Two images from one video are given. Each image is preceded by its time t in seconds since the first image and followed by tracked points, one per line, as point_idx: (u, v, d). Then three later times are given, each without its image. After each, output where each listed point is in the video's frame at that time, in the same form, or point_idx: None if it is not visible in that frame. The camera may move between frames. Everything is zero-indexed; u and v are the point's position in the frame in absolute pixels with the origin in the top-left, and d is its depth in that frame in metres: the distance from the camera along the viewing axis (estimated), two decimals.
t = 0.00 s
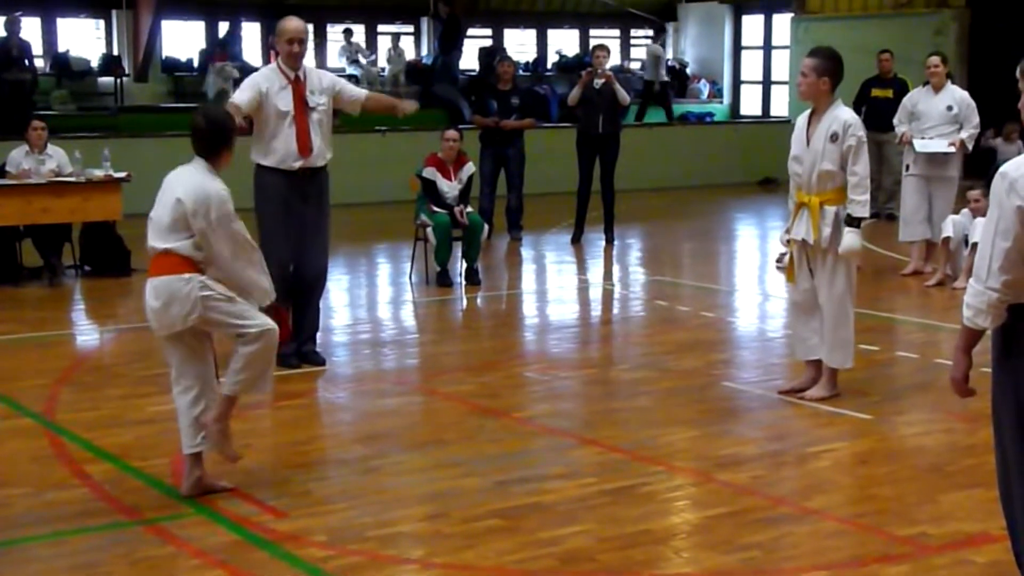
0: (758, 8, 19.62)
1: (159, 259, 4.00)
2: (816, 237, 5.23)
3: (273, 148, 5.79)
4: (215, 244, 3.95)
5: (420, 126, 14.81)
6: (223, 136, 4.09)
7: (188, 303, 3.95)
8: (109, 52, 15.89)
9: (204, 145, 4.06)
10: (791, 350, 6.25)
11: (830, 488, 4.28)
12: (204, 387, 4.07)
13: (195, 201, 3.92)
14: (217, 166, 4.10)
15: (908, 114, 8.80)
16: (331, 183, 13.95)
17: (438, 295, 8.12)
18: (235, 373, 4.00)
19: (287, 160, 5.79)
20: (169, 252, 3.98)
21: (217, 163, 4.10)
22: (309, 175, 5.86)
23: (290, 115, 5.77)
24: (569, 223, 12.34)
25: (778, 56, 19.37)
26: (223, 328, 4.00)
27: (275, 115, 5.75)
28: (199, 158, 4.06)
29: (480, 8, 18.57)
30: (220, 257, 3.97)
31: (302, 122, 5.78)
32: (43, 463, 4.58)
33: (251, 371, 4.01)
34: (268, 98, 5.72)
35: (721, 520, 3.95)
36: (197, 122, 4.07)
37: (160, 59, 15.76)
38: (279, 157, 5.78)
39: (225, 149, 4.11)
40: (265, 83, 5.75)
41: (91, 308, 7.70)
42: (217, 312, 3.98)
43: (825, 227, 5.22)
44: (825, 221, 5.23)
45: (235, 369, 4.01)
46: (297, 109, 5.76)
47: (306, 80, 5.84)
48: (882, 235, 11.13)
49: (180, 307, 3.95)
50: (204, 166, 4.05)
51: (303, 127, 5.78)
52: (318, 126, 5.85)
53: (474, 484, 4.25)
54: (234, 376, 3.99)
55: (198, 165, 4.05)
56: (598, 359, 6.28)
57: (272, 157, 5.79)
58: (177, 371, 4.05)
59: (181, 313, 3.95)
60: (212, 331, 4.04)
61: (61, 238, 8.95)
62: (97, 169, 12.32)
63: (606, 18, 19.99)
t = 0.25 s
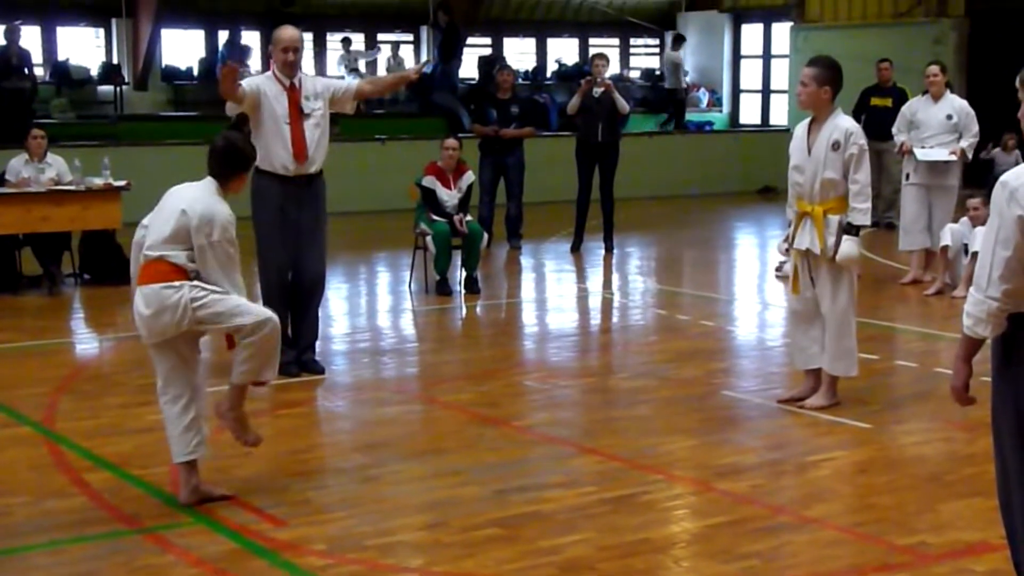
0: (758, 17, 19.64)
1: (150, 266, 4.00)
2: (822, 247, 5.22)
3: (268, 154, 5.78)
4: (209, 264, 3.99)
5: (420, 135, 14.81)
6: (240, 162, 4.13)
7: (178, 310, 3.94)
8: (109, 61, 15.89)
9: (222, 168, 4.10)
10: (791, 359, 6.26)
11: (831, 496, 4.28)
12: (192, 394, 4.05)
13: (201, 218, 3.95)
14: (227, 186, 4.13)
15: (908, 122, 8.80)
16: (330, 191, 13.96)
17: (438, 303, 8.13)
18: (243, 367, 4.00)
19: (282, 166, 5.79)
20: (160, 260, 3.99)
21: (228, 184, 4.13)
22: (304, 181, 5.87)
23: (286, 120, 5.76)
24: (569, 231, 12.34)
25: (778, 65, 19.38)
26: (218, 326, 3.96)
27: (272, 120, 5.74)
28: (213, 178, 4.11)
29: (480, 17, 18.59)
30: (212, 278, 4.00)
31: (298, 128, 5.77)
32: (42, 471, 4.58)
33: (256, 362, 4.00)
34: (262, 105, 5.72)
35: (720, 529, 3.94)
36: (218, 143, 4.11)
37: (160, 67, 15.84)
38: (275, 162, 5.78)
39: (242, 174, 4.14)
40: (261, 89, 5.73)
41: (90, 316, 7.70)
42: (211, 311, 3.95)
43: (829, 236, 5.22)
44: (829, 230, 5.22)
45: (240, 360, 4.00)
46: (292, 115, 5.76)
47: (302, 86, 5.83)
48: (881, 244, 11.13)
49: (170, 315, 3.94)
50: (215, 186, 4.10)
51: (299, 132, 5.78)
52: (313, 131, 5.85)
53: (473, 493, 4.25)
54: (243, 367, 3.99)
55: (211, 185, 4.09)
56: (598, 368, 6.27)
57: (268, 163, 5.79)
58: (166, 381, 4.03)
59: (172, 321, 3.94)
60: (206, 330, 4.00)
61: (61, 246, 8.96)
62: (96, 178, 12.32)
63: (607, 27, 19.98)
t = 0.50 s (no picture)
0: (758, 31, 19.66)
1: (158, 277, 3.99)
2: (822, 259, 5.23)
3: (266, 174, 5.80)
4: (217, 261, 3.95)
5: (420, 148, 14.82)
6: (225, 158, 4.10)
7: (188, 324, 3.96)
8: (109, 74, 15.90)
9: (205, 167, 4.08)
10: (790, 373, 6.26)
11: (830, 510, 4.28)
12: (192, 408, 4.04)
13: (201, 216, 3.94)
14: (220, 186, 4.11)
15: (907, 137, 8.80)
16: (330, 205, 13.97)
17: (438, 317, 8.13)
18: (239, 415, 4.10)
19: (280, 187, 5.80)
20: (169, 271, 3.98)
21: (220, 183, 4.10)
22: (302, 200, 5.88)
23: (282, 142, 5.76)
24: (569, 245, 12.34)
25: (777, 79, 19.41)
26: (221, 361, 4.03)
27: (268, 141, 5.74)
28: (201, 178, 4.09)
29: (480, 31, 18.60)
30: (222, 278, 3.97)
31: (294, 149, 5.78)
32: (42, 485, 4.58)
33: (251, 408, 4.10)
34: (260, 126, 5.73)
35: (720, 543, 3.94)
36: (198, 143, 4.09)
37: (161, 81, 15.91)
38: (271, 182, 5.79)
39: (229, 167, 4.11)
40: (256, 109, 5.74)
41: (90, 329, 7.70)
42: (218, 343, 4.01)
43: (829, 249, 5.23)
44: (829, 243, 5.23)
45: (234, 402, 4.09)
46: (289, 136, 5.76)
47: (300, 105, 5.83)
48: (881, 258, 11.14)
49: (180, 328, 3.95)
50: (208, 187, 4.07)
51: (296, 153, 5.78)
52: (311, 152, 5.85)
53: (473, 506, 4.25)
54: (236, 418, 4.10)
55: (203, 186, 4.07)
56: (597, 382, 6.27)
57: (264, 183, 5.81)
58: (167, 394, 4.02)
59: (180, 335, 3.95)
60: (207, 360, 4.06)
61: (61, 259, 8.96)
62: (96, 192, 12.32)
63: (607, 41, 20.00)
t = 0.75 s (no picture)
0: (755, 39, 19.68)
1: (164, 286, 3.99)
2: (818, 265, 5.23)
3: (265, 190, 5.78)
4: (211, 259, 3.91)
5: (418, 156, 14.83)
6: (214, 157, 4.10)
7: (190, 334, 3.96)
8: (107, 83, 15.90)
9: (195, 169, 4.08)
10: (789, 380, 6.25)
11: (829, 518, 4.28)
12: (199, 415, 4.05)
13: (196, 217, 3.93)
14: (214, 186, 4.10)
15: (904, 143, 8.81)
16: (328, 213, 13.98)
17: (436, 325, 8.13)
18: (229, 443, 4.03)
19: (278, 203, 5.79)
20: (173, 280, 3.98)
21: (213, 183, 4.10)
22: (301, 214, 5.88)
23: (281, 157, 5.77)
24: (567, 252, 12.35)
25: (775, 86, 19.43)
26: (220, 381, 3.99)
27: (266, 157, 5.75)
28: (195, 182, 4.09)
29: (477, 39, 18.62)
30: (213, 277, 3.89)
31: (294, 165, 5.79)
32: (41, 494, 4.57)
33: (244, 434, 4.03)
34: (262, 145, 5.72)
35: (719, 550, 3.94)
36: (185, 147, 4.10)
37: (159, 89, 15.97)
38: (269, 197, 5.78)
39: (218, 165, 4.11)
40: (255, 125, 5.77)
41: (88, 338, 7.71)
42: (217, 361, 3.98)
43: (826, 256, 5.22)
44: (826, 250, 5.23)
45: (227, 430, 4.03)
46: (289, 152, 5.78)
47: (299, 122, 5.87)
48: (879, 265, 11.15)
49: (182, 337, 3.95)
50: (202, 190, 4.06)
51: (295, 169, 5.79)
52: (309, 168, 5.87)
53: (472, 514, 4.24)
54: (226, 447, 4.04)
55: (197, 189, 4.06)
56: (595, 389, 6.27)
57: (264, 198, 5.78)
58: (174, 403, 4.04)
59: (182, 345, 3.95)
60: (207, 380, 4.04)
61: (59, 268, 8.96)
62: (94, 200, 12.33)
63: (604, 48, 20.01)
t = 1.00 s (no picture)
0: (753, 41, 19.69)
1: (174, 287, 4.00)
2: (816, 270, 5.23)
3: (266, 191, 5.77)
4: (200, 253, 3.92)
5: (415, 159, 14.83)
6: (208, 155, 4.09)
7: (203, 337, 3.97)
8: (104, 85, 15.89)
9: (191, 167, 4.09)
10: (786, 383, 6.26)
11: (827, 520, 4.28)
12: (193, 422, 4.04)
13: (198, 211, 3.96)
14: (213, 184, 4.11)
15: (902, 146, 8.83)
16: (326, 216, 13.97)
17: (434, 327, 8.13)
18: (212, 455, 3.99)
19: (280, 206, 5.79)
20: (177, 279, 3.99)
21: (212, 181, 4.11)
22: (297, 218, 5.87)
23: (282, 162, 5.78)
24: (564, 255, 12.36)
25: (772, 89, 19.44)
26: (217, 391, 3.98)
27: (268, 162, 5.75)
28: (194, 181, 4.09)
29: (474, 41, 18.64)
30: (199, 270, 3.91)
31: (295, 168, 5.79)
32: (39, 496, 4.57)
33: (229, 449, 4.01)
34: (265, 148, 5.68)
35: (717, 552, 3.94)
36: (182, 144, 4.11)
37: (156, 91, 15.99)
38: (272, 201, 5.77)
39: (214, 161, 4.10)
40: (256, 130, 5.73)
41: (85, 341, 7.70)
42: (223, 372, 3.99)
43: (824, 259, 5.22)
44: (824, 253, 5.22)
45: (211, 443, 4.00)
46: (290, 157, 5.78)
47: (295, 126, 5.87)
48: (877, 267, 11.16)
49: (195, 339, 3.97)
50: (202, 187, 4.07)
51: (295, 173, 5.80)
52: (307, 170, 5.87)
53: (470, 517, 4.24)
54: (209, 458, 4.00)
55: (196, 187, 4.07)
56: (593, 392, 6.27)
57: (263, 199, 5.77)
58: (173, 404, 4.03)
59: (195, 347, 3.97)
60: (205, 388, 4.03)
61: (56, 271, 8.95)
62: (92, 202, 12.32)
63: (602, 51, 20.01)
